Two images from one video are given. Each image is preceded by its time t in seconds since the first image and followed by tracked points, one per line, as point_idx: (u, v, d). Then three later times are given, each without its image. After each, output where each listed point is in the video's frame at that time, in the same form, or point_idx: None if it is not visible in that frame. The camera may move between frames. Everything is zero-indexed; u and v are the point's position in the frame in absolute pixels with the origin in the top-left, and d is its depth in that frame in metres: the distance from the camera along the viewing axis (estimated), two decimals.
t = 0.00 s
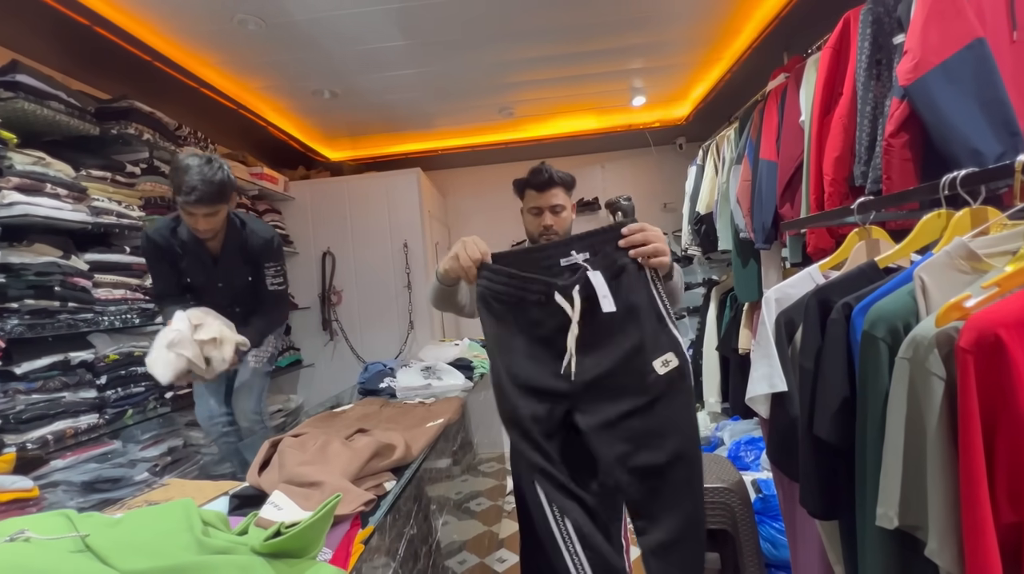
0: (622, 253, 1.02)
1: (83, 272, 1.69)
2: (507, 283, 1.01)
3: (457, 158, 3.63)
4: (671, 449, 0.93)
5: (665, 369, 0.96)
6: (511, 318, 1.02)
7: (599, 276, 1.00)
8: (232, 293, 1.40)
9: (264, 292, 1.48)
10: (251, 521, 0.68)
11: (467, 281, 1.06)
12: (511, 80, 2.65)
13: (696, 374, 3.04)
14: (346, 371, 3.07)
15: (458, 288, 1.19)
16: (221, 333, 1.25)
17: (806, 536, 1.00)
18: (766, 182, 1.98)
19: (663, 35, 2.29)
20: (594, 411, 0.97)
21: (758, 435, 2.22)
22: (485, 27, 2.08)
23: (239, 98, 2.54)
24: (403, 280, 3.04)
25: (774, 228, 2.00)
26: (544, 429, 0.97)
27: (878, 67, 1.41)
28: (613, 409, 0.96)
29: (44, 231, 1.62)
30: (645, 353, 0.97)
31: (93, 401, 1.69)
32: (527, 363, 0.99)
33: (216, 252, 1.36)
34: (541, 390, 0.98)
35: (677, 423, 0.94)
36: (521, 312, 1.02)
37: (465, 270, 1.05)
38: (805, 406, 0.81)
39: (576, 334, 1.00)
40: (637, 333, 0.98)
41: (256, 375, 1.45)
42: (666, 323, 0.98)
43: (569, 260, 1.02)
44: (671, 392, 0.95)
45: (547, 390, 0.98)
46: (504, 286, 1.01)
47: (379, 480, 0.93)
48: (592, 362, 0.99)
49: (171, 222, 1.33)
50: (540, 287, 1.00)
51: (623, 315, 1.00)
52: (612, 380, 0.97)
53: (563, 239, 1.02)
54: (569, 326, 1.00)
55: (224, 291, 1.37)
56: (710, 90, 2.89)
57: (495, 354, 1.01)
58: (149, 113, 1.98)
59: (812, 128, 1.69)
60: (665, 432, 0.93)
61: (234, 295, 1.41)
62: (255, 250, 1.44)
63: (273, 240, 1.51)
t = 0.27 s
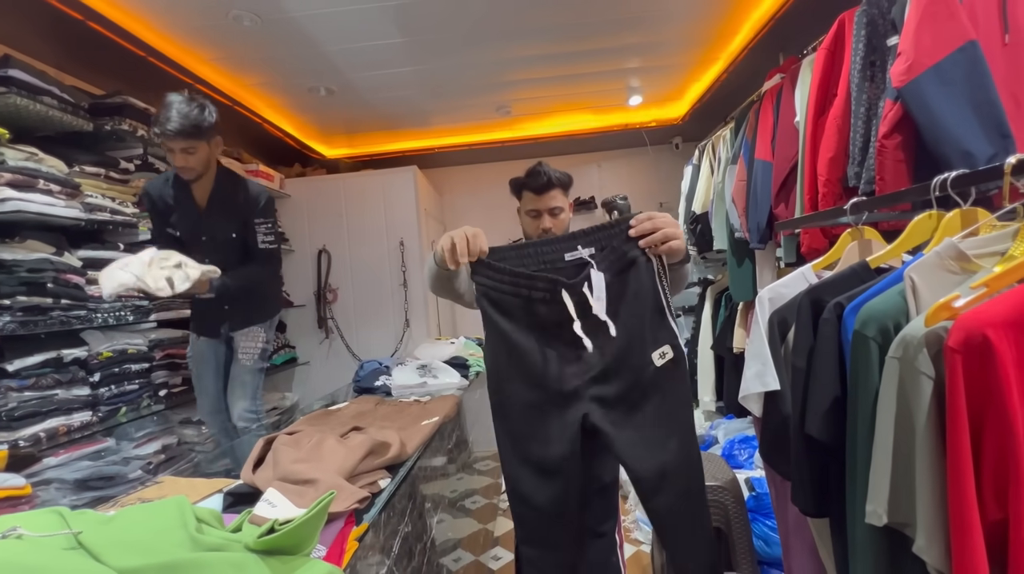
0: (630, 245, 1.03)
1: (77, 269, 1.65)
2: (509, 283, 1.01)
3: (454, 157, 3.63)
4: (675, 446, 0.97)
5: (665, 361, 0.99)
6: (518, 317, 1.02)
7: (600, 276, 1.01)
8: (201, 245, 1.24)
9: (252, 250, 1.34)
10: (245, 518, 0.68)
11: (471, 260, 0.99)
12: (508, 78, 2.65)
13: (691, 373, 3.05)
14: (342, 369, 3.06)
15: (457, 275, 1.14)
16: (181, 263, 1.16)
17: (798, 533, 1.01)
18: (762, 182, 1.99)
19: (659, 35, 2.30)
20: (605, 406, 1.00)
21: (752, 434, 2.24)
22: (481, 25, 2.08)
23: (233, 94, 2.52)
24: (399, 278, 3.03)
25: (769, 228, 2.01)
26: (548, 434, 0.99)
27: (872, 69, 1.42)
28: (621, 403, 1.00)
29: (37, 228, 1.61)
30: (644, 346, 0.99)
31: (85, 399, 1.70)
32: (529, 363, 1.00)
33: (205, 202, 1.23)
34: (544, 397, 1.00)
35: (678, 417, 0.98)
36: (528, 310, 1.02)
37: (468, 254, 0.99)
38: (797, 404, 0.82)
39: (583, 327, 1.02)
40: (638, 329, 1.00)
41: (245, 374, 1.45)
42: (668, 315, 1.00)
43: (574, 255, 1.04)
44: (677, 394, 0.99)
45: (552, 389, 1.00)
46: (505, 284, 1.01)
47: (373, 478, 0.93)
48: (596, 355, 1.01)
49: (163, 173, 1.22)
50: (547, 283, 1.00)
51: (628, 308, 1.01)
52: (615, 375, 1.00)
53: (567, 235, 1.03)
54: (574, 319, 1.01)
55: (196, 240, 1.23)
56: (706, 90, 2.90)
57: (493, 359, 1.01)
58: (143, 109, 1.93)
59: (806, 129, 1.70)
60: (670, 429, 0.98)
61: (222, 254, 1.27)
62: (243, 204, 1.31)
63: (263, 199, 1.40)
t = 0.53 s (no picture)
0: (634, 251, 1.00)
1: (67, 262, 1.66)
2: (507, 279, 1.00)
3: (451, 151, 3.61)
4: (661, 445, 0.98)
5: (661, 368, 0.98)
6: (515, 314, 1.02)
7: (600, 283, 0.99)
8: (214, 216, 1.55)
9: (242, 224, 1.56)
10: (238, 513, 0.67)
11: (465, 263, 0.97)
12: (506, 73, 2.63)
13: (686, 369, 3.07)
14: (337, 364, 3.05)
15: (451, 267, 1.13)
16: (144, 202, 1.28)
17: (790, 529, 1.01)
18: (758, 179, 1.99)
19: (657, 31, 2.29)
20: (594, 404, 1.01)
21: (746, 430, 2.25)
22: (479, 18, 2.06)
23: (228, 86, 2.49)
24: (395, 273, 3.02)
25: (765, 225, 2.01)
26: (534, 430, 0.99)
27: (869, 66, 1.42)
28: (610, 403, 1.00)
29: (27, 220, 1.59)
30: (642, 354, 0.98)
31: (77, 393, 1.66)
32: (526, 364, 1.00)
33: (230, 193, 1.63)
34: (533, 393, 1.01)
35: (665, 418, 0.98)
36: (525, 308, 1.02)
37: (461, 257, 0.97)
38: (792, 401, 0.82)
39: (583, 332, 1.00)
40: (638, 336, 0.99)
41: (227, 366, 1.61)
42: (671, 324, 0.98)
43: (574, 257, 1.01)
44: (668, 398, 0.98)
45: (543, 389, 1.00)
46: (505, 281, 1.01)
47: (368, 473, 0.93)
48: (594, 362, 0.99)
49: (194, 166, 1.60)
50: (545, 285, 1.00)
51: (628, 312, 0.99)
52: (609, 378, 1.00)
53: (570, 236, 1.01)
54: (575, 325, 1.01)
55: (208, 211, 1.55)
56: (704, 86, 2.89)
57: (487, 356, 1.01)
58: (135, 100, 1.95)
59: (803, 126, 1.69)
60: (656, 426, 0.98)
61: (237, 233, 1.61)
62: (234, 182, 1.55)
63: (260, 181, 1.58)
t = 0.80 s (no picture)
0: (626, 253, 1.01)
1: (62, 249, 1.64)
2: (496, 275, 1.00)
3: (449, 142, 3.59)
4: (648, 445, 0.99)
5: (646, 371, 1.00)
6: (504, 310, 1.02)
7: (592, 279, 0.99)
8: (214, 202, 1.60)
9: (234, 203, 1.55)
10: (232, 499, 0.67)
11: (456, 262, 0.98)
12: (505, 63, 2.61)
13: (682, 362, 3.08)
14: (333, 355, 3.05)
15: (443, 258, 1.13)
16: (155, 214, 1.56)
17: (783, 521, 1.02)
18: (757, 172, 1.99)
19: (657, 21, 2.27)
20: (579, 405, 1.01)
21: (741, 423, 2.27)
22: (478, 6, 2.04)
23: (224, 73, 2.45)
24: (392, 264, 3.01)
25: (763, 219, 2.01)
26: (520, 430, 0.99)
27: (870, 58, 1.41)
28: (596, 403, 1.01)
29: (20, 206, 1.57)
30: (628, 358, 1.01)
31: (72, 381, 1.66)
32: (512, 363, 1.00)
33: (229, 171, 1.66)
34: (520, 393, 1.00)
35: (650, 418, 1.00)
36: (514, 305, 1.02)
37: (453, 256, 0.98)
38: (787, 392, 0.83)
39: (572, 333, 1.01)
40: (625, 338, 1.00)
41: (218, 362, 1.61)
42: (659, 329, 1.01)
43: (566, 256, 1.02)
44: (653, 399, 0.99)
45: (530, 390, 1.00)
46: (494, 278, 1.00)
47: (363, 461, 0.93)
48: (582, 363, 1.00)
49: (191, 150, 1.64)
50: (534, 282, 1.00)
51: (618, 314, 1.00)
52: (596, 379, 1.01)
53: (562, 235, 1.02)
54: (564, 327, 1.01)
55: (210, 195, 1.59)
56: (704, 78, 2.88)
57: (474, 355, 1.00)
58: (128, 86, 1.92)
59: (803, 118, 1.69)
60: (644, 426, 0.99)
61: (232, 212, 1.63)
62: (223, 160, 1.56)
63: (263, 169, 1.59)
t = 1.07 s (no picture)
0: (617, 254, 1.01)
1: (52, 235, 1.62)
2: (482, 264, 1.00)
3: (446, 133, 3.56)
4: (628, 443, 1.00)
5: (625, 372, 1.01)
6: (489, 302, 1.01)
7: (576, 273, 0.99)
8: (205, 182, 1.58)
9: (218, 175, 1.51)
10: (221, 483, 0.67)
11: (442, 252, 0.98)
12: (503, 53, 2.59)
13: (677, 356, 3.09)
14: (328, 345, 3.04)
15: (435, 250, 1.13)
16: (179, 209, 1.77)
17: (773, 512, 1.03)
18: (754, 166, 1.99)
19: (657, 12, 2.25)
20: (558, 402, 1.01)
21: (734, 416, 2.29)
22: None
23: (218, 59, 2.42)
24: (387, 255, 3.00)
25: (759, 213, 2.00)
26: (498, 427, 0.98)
27: (869, 51, 1.40)
28: (575, 401, 1.01)
29: (8, 190, 1.55)
30: (608, 358, 1.01)
31: (62, 367, 1.64)
32: (492, 357, 1.00)
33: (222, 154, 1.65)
34: (500, 386, 1.00)
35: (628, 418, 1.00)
36: (498, 297, 1.01)
37: (438, 244, 0.97)
38: (778, 382, 0.83)
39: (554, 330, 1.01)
40: (606, 337, 1.01)
41: (211, 352, 1.60)
42: (641, 330, 1.02)
43: (554, 252, 1.03)
44: (630, 397, 1.00)
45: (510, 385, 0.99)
46: (478, 269, 1.00)
47: (355, 448, 0.93)
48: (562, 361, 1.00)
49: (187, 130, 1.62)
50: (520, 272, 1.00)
51: (605, 312, 1.01)
52: (576, 377, 1.01)
53: (551, 233, 1.03)
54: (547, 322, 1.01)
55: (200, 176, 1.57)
56: (703, 71, 2.86)
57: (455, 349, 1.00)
58: (120, 71, 1.87)
59: (801, 112, 1.68)
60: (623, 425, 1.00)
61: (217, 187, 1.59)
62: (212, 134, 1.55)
63: (252, 148, 1.57)
